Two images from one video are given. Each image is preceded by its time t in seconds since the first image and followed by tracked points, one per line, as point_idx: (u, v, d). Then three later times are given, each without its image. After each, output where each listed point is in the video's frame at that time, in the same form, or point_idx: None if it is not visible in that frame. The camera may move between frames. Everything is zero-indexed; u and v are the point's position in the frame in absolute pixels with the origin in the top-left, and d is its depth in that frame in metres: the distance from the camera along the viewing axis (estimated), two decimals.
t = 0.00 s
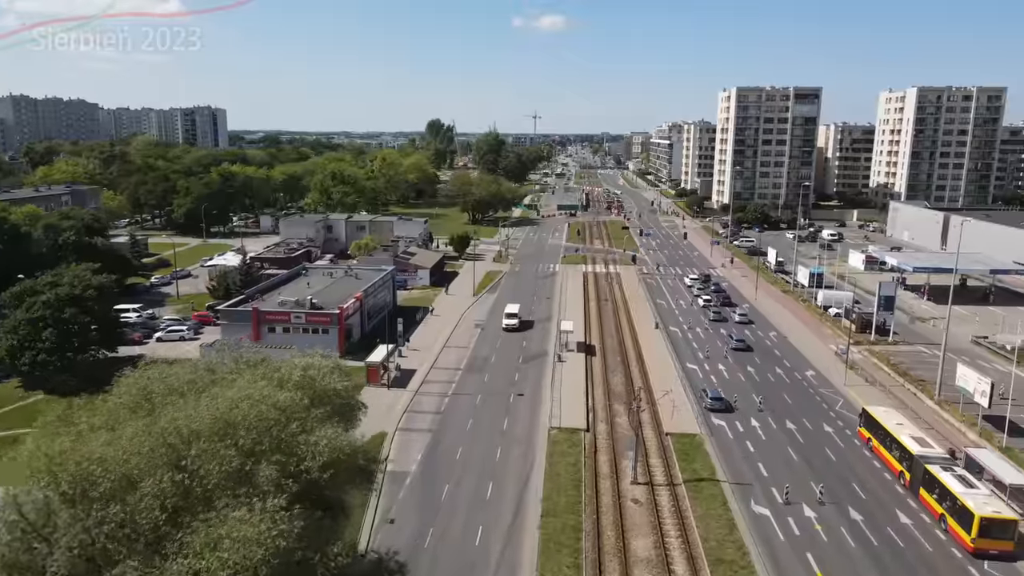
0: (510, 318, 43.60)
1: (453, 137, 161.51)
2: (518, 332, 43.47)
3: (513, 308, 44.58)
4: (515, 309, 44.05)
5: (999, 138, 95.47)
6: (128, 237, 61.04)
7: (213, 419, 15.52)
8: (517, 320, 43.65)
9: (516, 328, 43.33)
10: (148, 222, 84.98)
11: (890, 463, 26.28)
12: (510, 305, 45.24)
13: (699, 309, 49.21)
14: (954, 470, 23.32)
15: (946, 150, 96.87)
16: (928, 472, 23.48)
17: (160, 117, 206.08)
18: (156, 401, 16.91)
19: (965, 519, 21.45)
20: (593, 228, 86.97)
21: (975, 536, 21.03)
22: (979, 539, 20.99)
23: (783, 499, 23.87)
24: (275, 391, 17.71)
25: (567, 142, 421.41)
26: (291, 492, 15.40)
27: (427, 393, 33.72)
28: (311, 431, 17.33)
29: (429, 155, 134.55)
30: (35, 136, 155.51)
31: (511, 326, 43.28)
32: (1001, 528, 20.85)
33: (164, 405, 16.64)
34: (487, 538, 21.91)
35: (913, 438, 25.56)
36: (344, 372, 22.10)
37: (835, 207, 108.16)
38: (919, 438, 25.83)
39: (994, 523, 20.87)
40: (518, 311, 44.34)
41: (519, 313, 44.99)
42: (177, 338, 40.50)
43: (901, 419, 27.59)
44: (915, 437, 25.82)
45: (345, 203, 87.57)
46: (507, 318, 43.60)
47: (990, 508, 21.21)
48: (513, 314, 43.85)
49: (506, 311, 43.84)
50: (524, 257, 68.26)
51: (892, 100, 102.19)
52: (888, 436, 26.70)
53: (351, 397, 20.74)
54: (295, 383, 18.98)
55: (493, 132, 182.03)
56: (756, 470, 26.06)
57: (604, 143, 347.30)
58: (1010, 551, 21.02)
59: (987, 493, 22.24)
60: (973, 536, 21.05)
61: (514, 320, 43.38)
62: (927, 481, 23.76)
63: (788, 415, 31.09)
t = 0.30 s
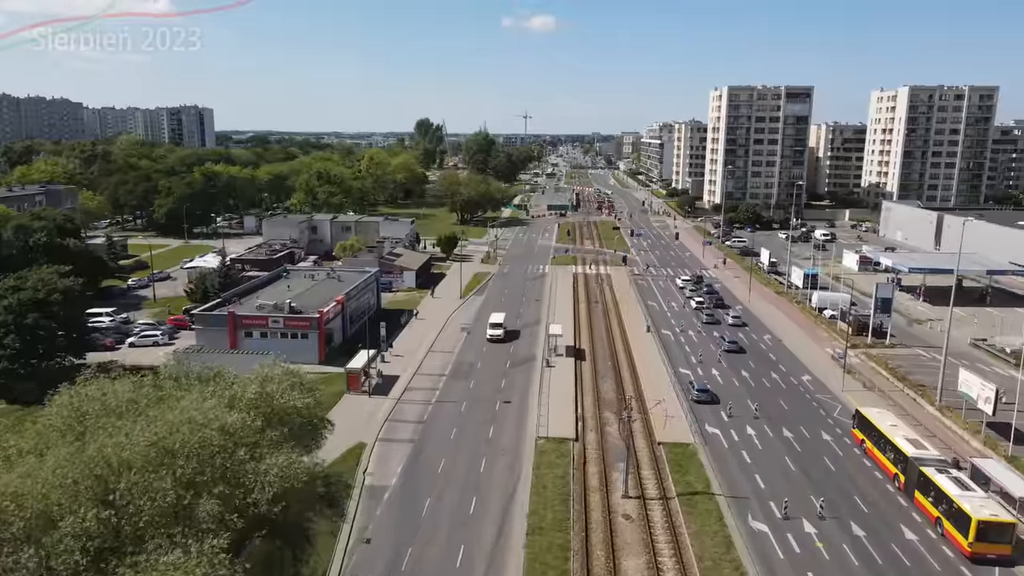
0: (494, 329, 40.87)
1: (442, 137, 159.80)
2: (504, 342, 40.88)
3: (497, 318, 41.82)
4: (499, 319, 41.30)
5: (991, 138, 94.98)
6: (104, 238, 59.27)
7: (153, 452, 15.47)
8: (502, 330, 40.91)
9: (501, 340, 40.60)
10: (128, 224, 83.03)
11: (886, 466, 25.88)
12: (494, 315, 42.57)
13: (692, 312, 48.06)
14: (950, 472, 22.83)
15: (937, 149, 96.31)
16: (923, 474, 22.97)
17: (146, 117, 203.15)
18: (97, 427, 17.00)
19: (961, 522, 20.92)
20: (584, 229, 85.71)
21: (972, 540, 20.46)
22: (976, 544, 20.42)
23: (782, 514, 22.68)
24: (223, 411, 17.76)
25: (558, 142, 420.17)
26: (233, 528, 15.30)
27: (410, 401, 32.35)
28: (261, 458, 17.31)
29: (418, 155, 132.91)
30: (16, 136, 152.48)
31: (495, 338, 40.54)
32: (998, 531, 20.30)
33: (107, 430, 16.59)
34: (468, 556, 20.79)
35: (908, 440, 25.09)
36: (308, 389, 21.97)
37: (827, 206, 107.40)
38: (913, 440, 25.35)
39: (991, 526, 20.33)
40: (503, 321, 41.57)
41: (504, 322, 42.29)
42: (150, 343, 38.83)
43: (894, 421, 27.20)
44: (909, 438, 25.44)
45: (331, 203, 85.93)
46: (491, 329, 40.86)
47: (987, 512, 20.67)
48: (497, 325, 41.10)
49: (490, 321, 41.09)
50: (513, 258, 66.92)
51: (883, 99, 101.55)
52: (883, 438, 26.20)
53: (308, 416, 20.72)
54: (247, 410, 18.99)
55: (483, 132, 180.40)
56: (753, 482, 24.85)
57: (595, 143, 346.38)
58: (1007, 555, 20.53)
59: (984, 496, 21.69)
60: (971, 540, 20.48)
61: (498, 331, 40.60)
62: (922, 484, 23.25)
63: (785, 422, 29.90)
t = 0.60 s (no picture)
0: (480, 342, 37.87)
1: (433, 137, 157.89)
2: (492, 356, 37.98)
3: (483, 329, 38.83)
4: (485, 332, 38.30)
5: (987, 136, 94.15)
6: (81, 239, 57.39)
7: (76, 491, 14.01)
8: (488, 344, 37.93)
9: (488, 354, 37.66)
10: (110, 224, 81.02)
11: (886, 470, 25.18)
12: (481, 325, 39.67)
13: (688, 315, 46.69)
14: (953, 477, 22.20)
15: (933, 148, 95.42)
16: (926, 480, 22.29)
17: (133, 117, 200.34)
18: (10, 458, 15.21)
19: (966, 530, 20.18)
20: (576, 229, 84.28)
21: (977, 548, 19.71)
22: (981, 552, 19.67)
23: (788, 533, 21.29)
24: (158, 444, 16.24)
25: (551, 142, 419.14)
26: None
27: (394, 411, 30.77)
28: (198, 498, 15.93)
29: (409, 155, 131.11)
30: None
31: (481, 352, 37.55)
32: (1004, 540, 19.55)
33: (21, 463, 14.89)
34: None
35: (909, 444, 24.41)
36: (266, 409, 20.70)
37: (822, 206, 106.39)
38: (913, 443, 24.77)
39: (996, 535, 19.58)
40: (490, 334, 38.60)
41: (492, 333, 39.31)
42: (123, 349, 37.12)
43: (895, 423, 26.42)
44: (910, 442, 24.74)
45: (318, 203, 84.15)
46: (476, 342, 37.86)
47: (991, 519, 19.97)
48: (484, 338, 38.10)
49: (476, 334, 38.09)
50: (504, 259, 65.39)
51: (878, 97, 100.56)
52: (882, 441, 25.51)
53: (259, 444, 19.29)
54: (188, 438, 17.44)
55: (475, 131, 178.69)
56: (756, 499, 23.41)
57: (589, 142, 345.11)
58: (1013, 563, 19.78)
59: (987, 502, 21.00)
60: (975, 549, 19.73)
61: (484, 345, 37.61)
62: (923, 489, 22.60)
63: (787, 432, 28.52)
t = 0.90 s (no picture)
0: (469, 356, 34.93)
1: (427, 137, 156.19)
2: (481, 372, 35.01)
3: (471, 342, 35.95)
4: (473, 345, 35.40)
5: (986, 136, 93.37)
6: (63, 241, 55.83)
7: None
8: (477, 358, 34.98)
9: (477, 369, 34.72)
10: (96, 225, 79.35)
11: (889, 474, 24.53)
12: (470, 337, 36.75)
13: (686, 317, 45.45)
14: (960, 483, 21.51)
15: (931, 148, 94.56)
16: (933, 485, 21.61)
17: (124, 116, 198.20)
18: None
19: (974, 537, 19.45)
20: (571, 229, 83.00)
21: (987, 558, 18.97)
22: (991, 561, 18.94)
23: (799, 553, 19.93)
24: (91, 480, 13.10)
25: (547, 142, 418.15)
26: None
27: (381, 420, 29.34)
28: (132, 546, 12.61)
29: (402, 155, 129.65)
30: None
31: (469, 367, 34.57)
32: (1014, 548, 18.83)
33: None
34: None
35: (913, 447, 23.76)
36: (222, 432, 17.42)
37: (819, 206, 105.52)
38: (919, 446, 24.04)
39: (1007, 543, 18.85)
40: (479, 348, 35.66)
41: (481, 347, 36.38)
42: (99, 355, 35.65)
43: (898, 426, 25.75)
44: (915, 445, 24.04)
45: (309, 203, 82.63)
46: (464, 356, 34.93)
47: (1003, 526, 19.22)
48: (472, 352, 35.15)
49: (463, 348, 35.18)
50: (498, 261, 64.07)
51: (876, 96, 99.60)
52: (887, 445, 24.79)
53: (223, 472, 16.31)
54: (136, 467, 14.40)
55: (470, 130, 177.20)
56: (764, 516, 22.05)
57: (584, 142, 344.11)
58: None
59: (997, 509, 20.26)
60: (986, 557, 19.00)
61: (472, 359, 34.66)
62: (930, 495, 21.91)
63: (793, 442, 27.26)
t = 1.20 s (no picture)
0: (455, 376, 31.66)
1: (420, 136, 154.46)
2: (469, 393, 31.81)
3: (458, 359, 32.69)
4: (460, 363, 32.14)
5: (985, 135, 92.35)
6: (41, 242, 53.98)
7: None
8: (464, 378, 31.72)
9: (464, 391, 31.55)
10: (80, 226, 77.40)
11: (898, 483, 23.57)
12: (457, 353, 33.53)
13: (686, 320, 44.03)
14: (972, 491, 20.71)
15: (930, 147, 93.46)
16: (944, 494, 20.85)
17: (114, 116, 195.83)
18: None
19: (990, 549, 18.71)
20: (566, 230, 81.47)
21: (1004, 569, 18.28)
22: (1008, 574, 18.24)
23: None
24: None
25: (541, 143, 416.49)
26: None
27: (367, 431, 27.73)
28: None
29: (395, 155, 127.85)
30: None
31: (455, 389, 31.34)
32: None
33: None
34: None
35: (922, 454, 22.94)
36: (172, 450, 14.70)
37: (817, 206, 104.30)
38: (928, 453, 23.24)
39: None
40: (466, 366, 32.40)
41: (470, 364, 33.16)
42: (72, 363, 33.92)
43: (905, 431, 24.91)
44: (924, 452, 23.25)
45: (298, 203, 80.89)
46: (450, 377, 31.69)
47: (1018, 538, 18.46)
48: (459, 371, 31.87)
49: (449, 367, 31.97)
50: (491, 262, 62.49)
51: (874, 95, 98.42)
52: (893, 451, 24.04)
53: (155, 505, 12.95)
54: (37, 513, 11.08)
55: (464, 130, 175.63)
56: (775, 538, 20.55)
57: (579, 142, 342.84)
58: None
59: (1013, 518, 19.46)
60: (1002, 570, 18.30)
61: (458, 380, 31.39)
62: (941, 504, 21.13)
63: (801, 454, 25.80)
